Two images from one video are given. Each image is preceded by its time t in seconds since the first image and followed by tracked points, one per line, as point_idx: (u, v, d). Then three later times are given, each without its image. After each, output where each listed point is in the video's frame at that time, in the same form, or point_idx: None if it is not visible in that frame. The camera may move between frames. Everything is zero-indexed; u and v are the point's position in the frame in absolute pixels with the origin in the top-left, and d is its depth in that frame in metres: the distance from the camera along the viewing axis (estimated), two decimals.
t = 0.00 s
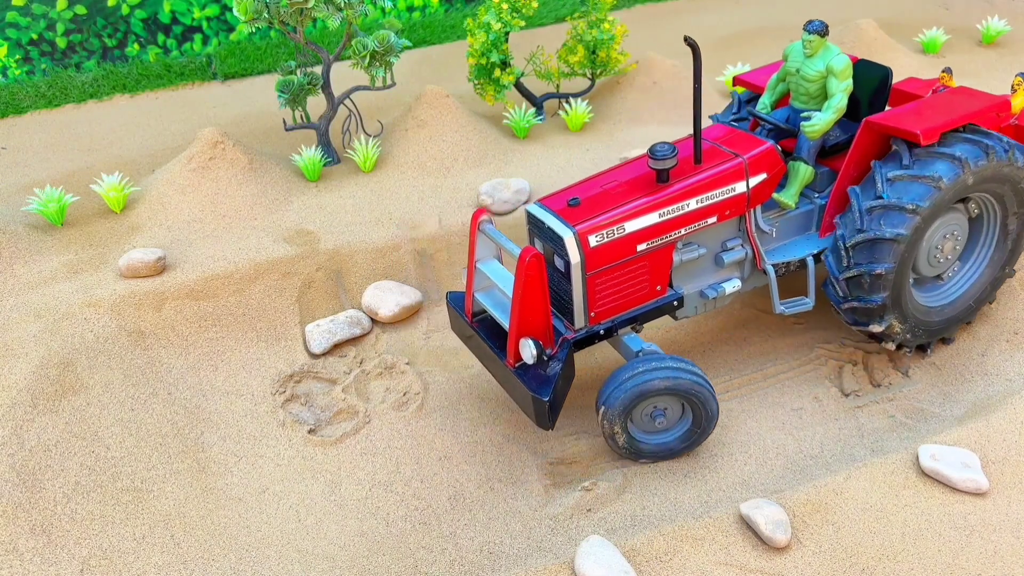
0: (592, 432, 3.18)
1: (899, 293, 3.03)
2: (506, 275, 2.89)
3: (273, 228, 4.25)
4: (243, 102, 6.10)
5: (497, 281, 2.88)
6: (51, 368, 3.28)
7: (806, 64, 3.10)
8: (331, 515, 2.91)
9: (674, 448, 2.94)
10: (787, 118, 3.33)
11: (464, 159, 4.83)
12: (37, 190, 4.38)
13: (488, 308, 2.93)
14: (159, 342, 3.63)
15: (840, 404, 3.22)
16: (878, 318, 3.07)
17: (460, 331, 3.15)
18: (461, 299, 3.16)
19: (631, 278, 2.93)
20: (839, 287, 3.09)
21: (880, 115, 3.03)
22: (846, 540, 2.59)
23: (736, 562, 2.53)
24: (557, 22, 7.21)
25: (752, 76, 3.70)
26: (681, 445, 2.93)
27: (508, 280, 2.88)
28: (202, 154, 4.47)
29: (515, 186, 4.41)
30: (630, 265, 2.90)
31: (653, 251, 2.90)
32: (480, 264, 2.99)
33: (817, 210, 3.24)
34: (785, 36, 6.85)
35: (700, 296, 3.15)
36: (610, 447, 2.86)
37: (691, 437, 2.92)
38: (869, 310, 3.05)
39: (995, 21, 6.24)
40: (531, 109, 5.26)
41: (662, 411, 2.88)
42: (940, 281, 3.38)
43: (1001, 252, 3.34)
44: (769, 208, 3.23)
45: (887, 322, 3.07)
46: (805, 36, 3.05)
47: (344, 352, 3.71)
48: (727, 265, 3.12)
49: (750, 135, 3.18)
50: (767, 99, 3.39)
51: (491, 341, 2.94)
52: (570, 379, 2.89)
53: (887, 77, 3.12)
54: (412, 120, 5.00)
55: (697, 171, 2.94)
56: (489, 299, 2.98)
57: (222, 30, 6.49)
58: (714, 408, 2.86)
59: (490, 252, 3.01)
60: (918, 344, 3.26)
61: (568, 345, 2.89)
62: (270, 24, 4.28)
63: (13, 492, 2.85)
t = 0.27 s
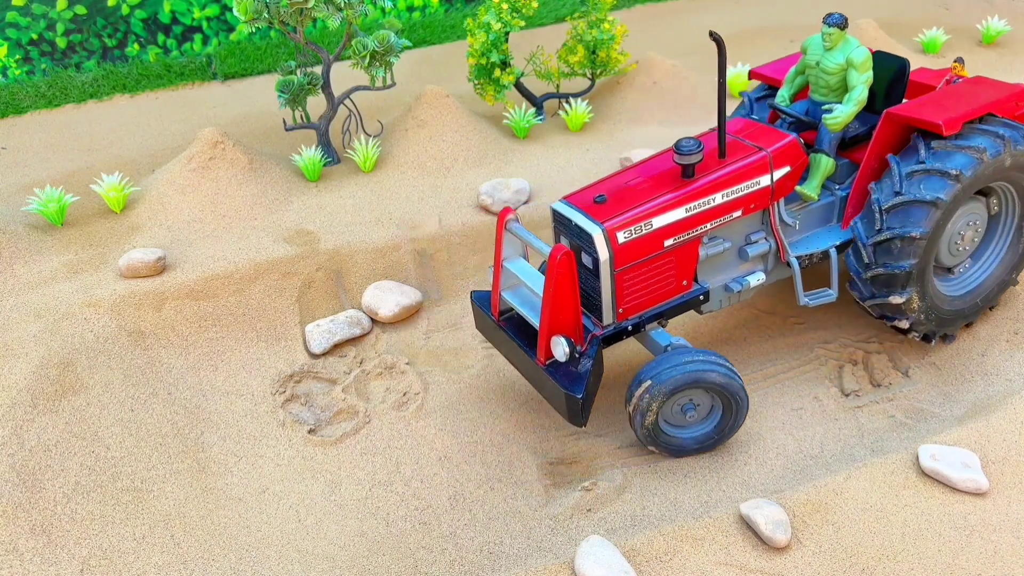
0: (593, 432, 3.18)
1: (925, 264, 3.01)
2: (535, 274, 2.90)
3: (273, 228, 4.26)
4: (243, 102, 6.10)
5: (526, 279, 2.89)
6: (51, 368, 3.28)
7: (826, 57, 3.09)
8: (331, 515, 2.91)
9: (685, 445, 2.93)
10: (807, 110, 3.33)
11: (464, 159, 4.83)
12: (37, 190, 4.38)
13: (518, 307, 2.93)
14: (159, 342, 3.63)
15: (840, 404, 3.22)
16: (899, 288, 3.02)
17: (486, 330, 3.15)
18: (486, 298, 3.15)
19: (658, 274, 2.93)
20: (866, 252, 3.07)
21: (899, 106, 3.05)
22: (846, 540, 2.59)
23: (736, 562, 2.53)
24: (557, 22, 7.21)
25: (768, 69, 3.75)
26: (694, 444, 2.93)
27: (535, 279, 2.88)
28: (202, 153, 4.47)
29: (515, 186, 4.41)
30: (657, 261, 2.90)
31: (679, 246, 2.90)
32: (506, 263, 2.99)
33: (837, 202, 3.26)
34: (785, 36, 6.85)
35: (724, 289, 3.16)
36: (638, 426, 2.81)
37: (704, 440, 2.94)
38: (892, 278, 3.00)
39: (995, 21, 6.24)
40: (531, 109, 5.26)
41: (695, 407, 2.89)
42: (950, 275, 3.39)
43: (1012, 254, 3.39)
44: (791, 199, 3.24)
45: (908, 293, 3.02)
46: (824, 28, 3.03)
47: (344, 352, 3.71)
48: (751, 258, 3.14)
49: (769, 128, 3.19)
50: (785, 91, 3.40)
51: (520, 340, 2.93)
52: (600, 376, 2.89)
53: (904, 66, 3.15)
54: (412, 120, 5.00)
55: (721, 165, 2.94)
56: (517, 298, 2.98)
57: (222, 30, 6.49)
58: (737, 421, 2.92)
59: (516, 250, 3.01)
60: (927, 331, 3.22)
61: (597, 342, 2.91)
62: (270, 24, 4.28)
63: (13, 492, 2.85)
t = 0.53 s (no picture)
0: (593, 431, 3.18)
1: (947, 240, 3.00)
2: (558, 274, 2.89)
3: (273, 228, 4.25)
4: (243, 102, 6.10)
5: (550, 280, 2.88)
6: (51, 368, 3.28)
7: (840, 52, 3.10)
8: (331, 515, 2.91)
9: (696, 441, 2.91)
10: (822, 105, 3.33)
11: (464, 159, 4.83)
12: (37, 190, 4.38)
13: (540, 307, 2.92)
14: (159, 342, 3.63)
15: (840, 404, 3.22)
16: (920, 262, 3.00)
17: (507, 333, 3.13)
18: (506, 299, 3.14)
19: (681, 272, 2.93)
20: (890, 224, 3.05)
21: (913, 100, 3.05)
22: (846, 540, 2.59)
23: (736, 562, 2.53)
24: (557, 22, 7.21)
25: (780, 66, 3.78)
26: (705, 442, 2.92)
27: (557, 278, 2.87)
28: (202, 153, 4.47)
29: (515, 186, 4.40)
30: (679, 258, 2.90)
31: (701, 243, 2.90)
32: (527, 264, 2.99)
33: (854, 196, 3.25)
34: (785, 36, 6.84)
35: (744, 285, 3.16)
36: (671, 408, 2.76)
37: (720, 439, 2.94)
38: (914, 250, 2.99)
39: (995, 21, 6.23)
40: (531, 109, 5.26)
41: (723, 404, 2.90)
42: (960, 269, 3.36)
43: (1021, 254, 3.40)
44: (808, 194, 3.24)
45: (929, 268, 2.99)
46: (839, 23, 3.05)
47: (343, 352, 3.71)
48: (771, 254, 3.14)
49: (787, 124, 3.19)
50: (800, 87, 3.40)
51: (543, 340, 2.93)
52: (623, 374, 2.88)
53: (917, 60, 3.16)
54: (412, 119, 5.01)
55: (741, 162, 2.94)
56: (539, 299, 2.97)
57: (222, 30, 6.49)
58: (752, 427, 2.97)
59: (537, 251, 3.01)
60: (937, 316, 3.19)
61: (622, 340, 2.91)
62: (270, 24, 4.28)
63: (13, 492, 2.85)
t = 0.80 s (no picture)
0: (593, 431, 3.18)
1: (946, 240, 3.01)
2: (557, 274, 2.89)
3: (273, 228, 4.25)
4: (243, 102, 6.10)
5: (549, 280, 2.88)
6: (51, 368, 3.28)
7: (839, 53, 3.10)
8: (331, 515, 2.91)
9: (699, 443, 2.90)
10: (821, 105, 3.33)
11: (464, 159, 4.83)
12: (37, 190, 4.37)
13: (539, 308, 2.92)
14: (159, 342, 3.63)
15: (840, 404, 3.22)
16: (919, 262, 3.00)
17: (507, 333, 3.13)
18: (505, 299, 3.14)
19: (679, 272, 2.93)
20: (889, 225, 3.05)
21: (912, 100, 3.05)
22: (846, 540, 2.59)
23: (736, 562, 2.53)
24: (557, 22, 7.22)
25: (779, 66, 3.78)
26: (707, 443, 2.92)
27: (557, 279, 2.87)
28: (202, 154, 4.47)
29: (515, 186, 4.39)
30: (678, 259, 2.90)
31: (700, 244, 2.91)
32: (527, 264, 2.99)
33: (853, 196, 3.25)
34: (785, 37, 6.85)
35: (743, 286, 3.16)
36: (675, 409, 2.75)
37: (721, 440, 2.94)
38: (913, 251, 2.99)
39: (995, 21, 6.24)
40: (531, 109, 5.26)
41: (725, 404, 2.90)
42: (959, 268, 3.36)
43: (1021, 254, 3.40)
44: (807, 195, 3.24)
45: (928, 269, 2.99)
46: (838, 24, 3.05)
47: (344, 352, 3.72)
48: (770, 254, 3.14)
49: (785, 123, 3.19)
50: (799, 87, 3.40)
51: (542, 340, 2.93)
52: (622, 375, 2.87)
53: (916, 60, 3.16)
54: (412, 120, 5.01)
55: (740, 162, 2.94)
56: (538, 299, 2.96)
57: (222, 30, 6.49)
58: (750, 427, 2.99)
59: (536, 251, 3.01)
60: (936, 317, 3.18)
61: (620, 340, 2.90)
62: (270, 24, 4.28)
63: (13, 492, 2.85)
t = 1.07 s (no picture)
0: (593, 431, 3.18)
1: (946, 240, 3.01)
2: (557, 274, 2.89)
3: (273, 228, 4.25)
4: (243, 102, 6.10)
5: (549, 280, 2.88)
6: (51, 368, 3.28)
7: (839, 53, 3.10)
8: (331, 515, 2.91)
9: (699, 443, 2.90)
10: (820, 106, 3.33)
11: (464, 159, 4.83)
12: (37, 190, 4.38)
13: (539, 308, 2.92)
14: (159, 342, 3.63)
15: (840, 404, 3.22)
16: (919, 262, 3.00)
17: (507, 333, 3.13)
18: (505, 299, 3.14)
19: (680, 272, 2.93)
20: (889, 225, 3.05)
21: (912, 100, 3.05)
22: (846, 540, 2.59)
23: (736, 562, 2.53)
24: (557, 22, 7.22)
25: (779, 66, 3.78)
26: (707, 443, 2.91)
27: (557, 279, 2.87)
28: (202, 154, 4.47)
29: (515, 186, 4.39)
30: (678, 259, 2.90)
31: (700, 244, 2.91)
32: (527, 264, 2.99)
33: (853, 196, 3.25)
34: (785, 37, 6.85)
35: (743, 286, 3.16)
36: (675, 410, 2.75)
37: (720, 440, 2.94)
38: (913, 251, 2.99)
39: (995, 21, 6.24)
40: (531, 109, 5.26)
41: (725, 404, 2.91)
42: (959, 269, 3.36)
43: (1021, 254, 3.40)
44: (807, 195, 3.24)
45: (928, 269, 3.00)
46: (838, 24, 3.05)
47: (344, 352, 3.72)
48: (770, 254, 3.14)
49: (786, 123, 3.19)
50: (799, 87, 3.40)
51: (542, 340, 2.93)
52: (622, 375, 2.87)
53: (916, 59, 3.16)
54: (412, 120, 5.01)
55: (740, 162, 2.94)
56: (538, 299, 2.96)
57: (222, 30, 6.49)
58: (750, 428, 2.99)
59: (536, 252, 3.01)
60: (936, 317, 3.19)
61: (620, 340, 2.90)
62: (270, 24, 4.28)
63: (13, 492, 2.85)
